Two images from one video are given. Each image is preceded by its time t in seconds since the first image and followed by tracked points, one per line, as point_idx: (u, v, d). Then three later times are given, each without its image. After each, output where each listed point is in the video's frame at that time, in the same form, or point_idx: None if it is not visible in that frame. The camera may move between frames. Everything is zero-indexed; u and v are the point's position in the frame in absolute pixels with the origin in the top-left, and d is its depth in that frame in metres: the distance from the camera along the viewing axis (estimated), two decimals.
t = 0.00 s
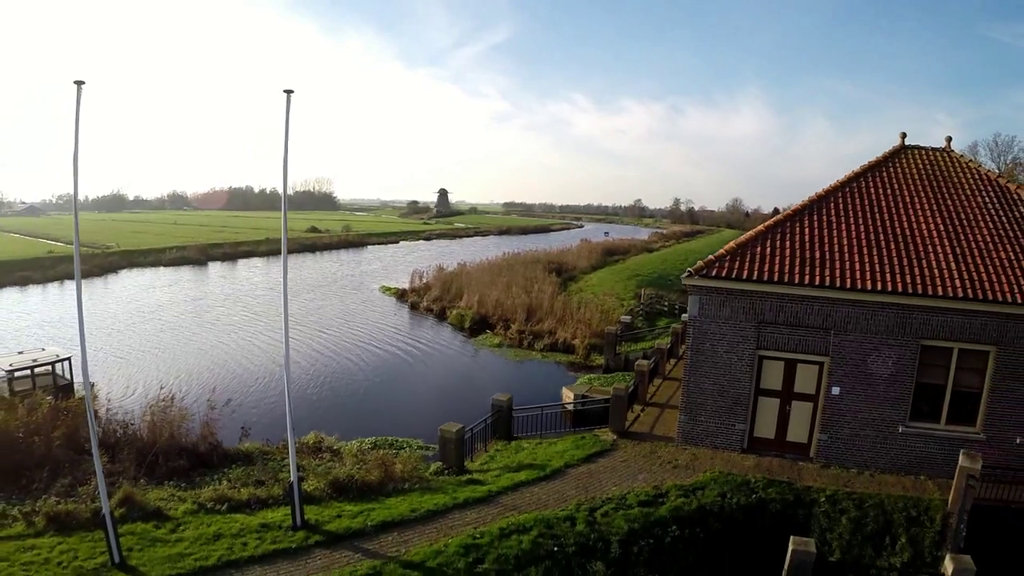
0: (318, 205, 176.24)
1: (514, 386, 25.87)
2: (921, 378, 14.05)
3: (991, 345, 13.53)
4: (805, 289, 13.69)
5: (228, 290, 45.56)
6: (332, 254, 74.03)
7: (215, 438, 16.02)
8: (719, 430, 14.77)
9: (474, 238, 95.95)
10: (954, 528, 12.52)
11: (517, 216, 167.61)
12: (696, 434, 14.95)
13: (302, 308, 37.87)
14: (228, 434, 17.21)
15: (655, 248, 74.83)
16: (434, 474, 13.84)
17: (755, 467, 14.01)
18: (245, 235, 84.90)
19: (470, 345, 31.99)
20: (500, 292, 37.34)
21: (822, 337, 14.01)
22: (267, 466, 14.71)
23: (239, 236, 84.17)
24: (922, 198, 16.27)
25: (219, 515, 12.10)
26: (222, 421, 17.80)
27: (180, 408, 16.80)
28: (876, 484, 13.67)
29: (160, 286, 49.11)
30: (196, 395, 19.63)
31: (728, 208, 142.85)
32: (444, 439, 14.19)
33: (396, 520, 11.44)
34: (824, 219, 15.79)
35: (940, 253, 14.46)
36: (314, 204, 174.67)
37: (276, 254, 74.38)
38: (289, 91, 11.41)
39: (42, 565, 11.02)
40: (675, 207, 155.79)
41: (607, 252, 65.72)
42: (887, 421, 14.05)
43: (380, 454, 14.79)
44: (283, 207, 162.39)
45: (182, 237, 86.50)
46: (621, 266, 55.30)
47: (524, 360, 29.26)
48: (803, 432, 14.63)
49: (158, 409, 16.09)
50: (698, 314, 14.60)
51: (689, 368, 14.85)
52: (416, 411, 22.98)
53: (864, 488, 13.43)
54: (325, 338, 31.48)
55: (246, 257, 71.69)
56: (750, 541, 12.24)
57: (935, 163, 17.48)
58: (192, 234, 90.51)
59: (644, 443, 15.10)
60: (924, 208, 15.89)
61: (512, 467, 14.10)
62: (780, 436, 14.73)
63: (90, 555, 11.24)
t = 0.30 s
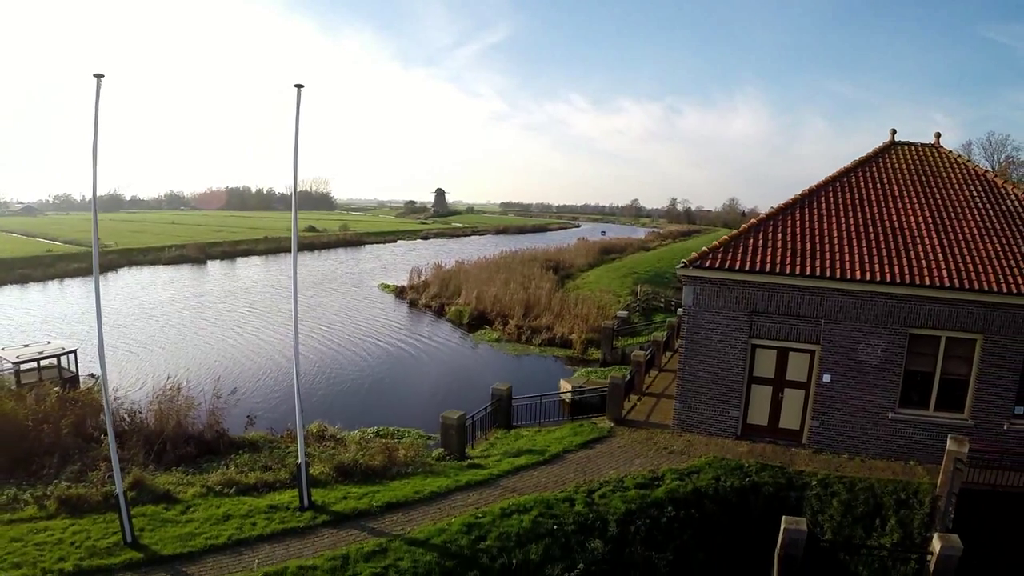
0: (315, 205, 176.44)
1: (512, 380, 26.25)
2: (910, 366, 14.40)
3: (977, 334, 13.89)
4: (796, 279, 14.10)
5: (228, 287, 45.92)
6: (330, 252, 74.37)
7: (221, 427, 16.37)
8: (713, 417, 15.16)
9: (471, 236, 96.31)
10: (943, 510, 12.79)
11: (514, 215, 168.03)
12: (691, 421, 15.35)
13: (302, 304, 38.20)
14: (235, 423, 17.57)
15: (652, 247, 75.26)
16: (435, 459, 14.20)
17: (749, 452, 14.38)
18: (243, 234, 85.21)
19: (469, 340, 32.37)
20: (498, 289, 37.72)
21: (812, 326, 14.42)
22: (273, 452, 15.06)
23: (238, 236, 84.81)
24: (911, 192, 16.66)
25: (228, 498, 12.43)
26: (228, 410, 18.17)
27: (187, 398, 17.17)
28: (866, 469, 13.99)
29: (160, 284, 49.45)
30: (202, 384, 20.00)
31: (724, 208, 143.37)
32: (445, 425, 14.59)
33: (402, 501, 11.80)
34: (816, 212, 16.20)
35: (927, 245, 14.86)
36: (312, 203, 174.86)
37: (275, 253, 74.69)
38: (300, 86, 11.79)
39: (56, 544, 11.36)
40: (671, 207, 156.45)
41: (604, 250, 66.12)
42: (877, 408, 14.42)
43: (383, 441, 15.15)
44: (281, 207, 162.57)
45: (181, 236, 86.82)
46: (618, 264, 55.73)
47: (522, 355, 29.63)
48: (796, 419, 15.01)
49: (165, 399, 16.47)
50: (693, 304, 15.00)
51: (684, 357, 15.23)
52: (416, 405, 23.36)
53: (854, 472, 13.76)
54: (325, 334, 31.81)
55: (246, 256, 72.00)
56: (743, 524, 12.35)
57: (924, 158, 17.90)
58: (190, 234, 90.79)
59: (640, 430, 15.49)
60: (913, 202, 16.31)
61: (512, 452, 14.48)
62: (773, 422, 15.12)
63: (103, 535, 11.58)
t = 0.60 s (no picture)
0: (316, 204, 176.93)
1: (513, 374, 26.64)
2: (904, 354, 14.74)
3: (969, 322, 14.22)
4: (791, 269, 14.46)
5: (231, 284, 46.33)
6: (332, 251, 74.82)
7: (229, 415, 16.76)
8: (711, 404, 15.53)
9: (472, 235, 96.76)
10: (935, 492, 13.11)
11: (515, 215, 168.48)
12: (690, 408, 15.72)
13: (305, 300, 38.60)
14: (243, 411, 17.96)
15: (652, 246, 75.69)
16: (440, 444, 14.58)
17: (746, 438, 14.74)
18: (245, 233, 85.71)
19: (471, 335, 32.75)
20: (500, 285, 38.11)
21: (808, 315, 14.77)
22: (281, 437, 15.44)
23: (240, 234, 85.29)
24: (904, 185, 17.02)
25: (239, 479, 12.81)
26: (238, 398, 18.57)
27: (196, 387, 17.56)
28: (860, 454, 14.32)
29: (164, 281, 49.89)
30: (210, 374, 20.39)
31: (723, 208, 143.79)
32: (450, 412, 14.96)
33: (410, 482, 12.16)
34: (811, 205, 16.56)
35: (920, 236, 15.21)
36: (312, 203, 175.35)
37: (278, 251, 75.16)
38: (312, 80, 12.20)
39: (74, 522, 11.73)
40: (672, 207, 156.82)
41: (604, 249, 66.46)
42: (871, 394, 14.76)
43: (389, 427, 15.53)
44: (282, 207, 163.06)
45: (183, 235, 87.31)
46: (619, 262, 56.14)
47: (523, 349, 30.00)
48: (792, 406, 15.36)
49: (176, 387, 16.87)
50: (690, 294, 15.36)
51: (683, 346, 15.60)
52: (420, 399, 23.75)
53: (848, 457, 14.10)
54: (328, 330, 32.21)
55: (248, 253, 72.50)
56: (740, 506, 12.63)
57: (918, 153, 18.25)
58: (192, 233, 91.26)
59: (639, 417, 15.86)
60: (906, 195, 16.66)
61: (515, 438, 14.86)
62: (769, 409, 15.48)
63: (119, 514, 11.96)
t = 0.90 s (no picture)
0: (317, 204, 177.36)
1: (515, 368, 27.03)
2: (897, 343, 15.09)
3: (960, 312, 14.57)
4: (786, 259, 14.83)
5: (235, 281, 46.73)
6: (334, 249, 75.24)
7: (238, 403, 17.14)
8: (709, 391, 15.89)
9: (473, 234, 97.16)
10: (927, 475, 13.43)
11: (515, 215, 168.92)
12: (688, 396, 16.09)
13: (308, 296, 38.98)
14: (251, 400, 18.36)
15: (652, 244, 76.08)
16: (445, 430, 14.95)
17: (742, 424, 15.10)
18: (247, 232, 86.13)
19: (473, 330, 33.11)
20: (501, 281, 38.48)
21: (802, 304, 15.14)
22: (289, 424, 15.82)
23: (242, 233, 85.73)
24: (898, 179, 17.38)
25: (250, 462, 13.18)
26: (247, 387, 18.96)
27: (206, 376, 17.95)
28: (854, 440, 14.66)
29: (168, 278, 50.32)
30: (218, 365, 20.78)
31: (723, 207, 144.20)
32: (455, 399, 15.34)
33: (416, 463, 12.53)
34: (807, 198, 16.92)
35: (913, 228, 15.57)
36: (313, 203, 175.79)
37: (280, 249, 75.63)
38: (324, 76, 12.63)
39: (90, 502, 12.11)
40: (672, 207, 157.17)
41: (604, 247, 66.76)
42: (865, 382, 15.10)
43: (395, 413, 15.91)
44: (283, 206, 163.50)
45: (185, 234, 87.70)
46: (619, 260, 56.54)
47: (525, 344, 30.36)
48: (788, 393, 15.72)
49: (186, 376, 17.26)
50: (688, 284, 15.71)
51: (681, 335, 15.96)
52: (424, 392, 24.15)
53: (842, 442, 14.45)
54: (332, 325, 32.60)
55: (250, 252, 72.90)
56: (737, 490, 12.89)
57: (912, 148, 18.62)
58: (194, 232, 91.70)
59: (639, 405, 16.24)
60: (900, 189, 17.03)
61: (518, 424, 15.24)
62: (766, 397, 15.84)
63: (133, 494, 12.32)
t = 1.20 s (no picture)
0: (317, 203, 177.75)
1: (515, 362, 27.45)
2: (889, 331, 15.46)
3: (949, 301, 14.93)
4: (780, 250, 15.23)
5: (237, 278, 47.13)
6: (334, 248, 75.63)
7: (245, 393, 17.53)
8: (705, 379, 16.28)
9: (472, 233, 97.60)
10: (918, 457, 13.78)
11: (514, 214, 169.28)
12: (685, 384, 16.49)
13: (311, 292, 39.38)
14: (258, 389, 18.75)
15: (651, 243, 76.53)
16: (448, 415, 15.36)
17: (737, 411, 15.48)
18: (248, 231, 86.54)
19: (474, 325, 33.53)
20: (502, 277, 38.89)
21: (796, 294, 15.52)
22: (295, 411, 16.22)
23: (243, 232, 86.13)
24: (890, 174, 17.76)
25: (259, 446, 13.58)
26: (254, 376, 19.35)
27: (213, 365, 18.33)
28: (847, 426, 15.03)
29: (170, 276, 50.68)
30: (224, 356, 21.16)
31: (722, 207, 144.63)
32: (457, 386, 15.74)
33: (420, 446, 12.92)
34: (801, 191, 17.30)
35: (904, 221, 15.94)
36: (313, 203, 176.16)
37: (280, 248, 75.93)
38: (334, 71, 13.08)
39: (105, 483, 12.48)
40: (670, 206, 157.62)
41: (603, 245, 67.13)
42: (857, 369, 15.47)
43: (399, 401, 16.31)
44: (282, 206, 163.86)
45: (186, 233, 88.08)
46: (618, 257, 56.97)
47: (525, 338, 30.75)
48: (782, 381, 16.11)
49: (195, 365, 17.66)
50: (685, 274, 16.09)
51: (678, 325, 16.35)
52: (426, 385, 24.57)
53: (835, 428, 14.82)
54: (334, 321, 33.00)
55: (251, 250, 73.33)
56: (732, 473, 13.24)
57: (904, 143, 19.00)
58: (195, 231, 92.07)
59: (637, 393, 16.64)
60: (892, 183, 17.41)
61: (519, 411, 15.64)
62: (761, 385, 16.22)
63: (146, 475, 12.70)
